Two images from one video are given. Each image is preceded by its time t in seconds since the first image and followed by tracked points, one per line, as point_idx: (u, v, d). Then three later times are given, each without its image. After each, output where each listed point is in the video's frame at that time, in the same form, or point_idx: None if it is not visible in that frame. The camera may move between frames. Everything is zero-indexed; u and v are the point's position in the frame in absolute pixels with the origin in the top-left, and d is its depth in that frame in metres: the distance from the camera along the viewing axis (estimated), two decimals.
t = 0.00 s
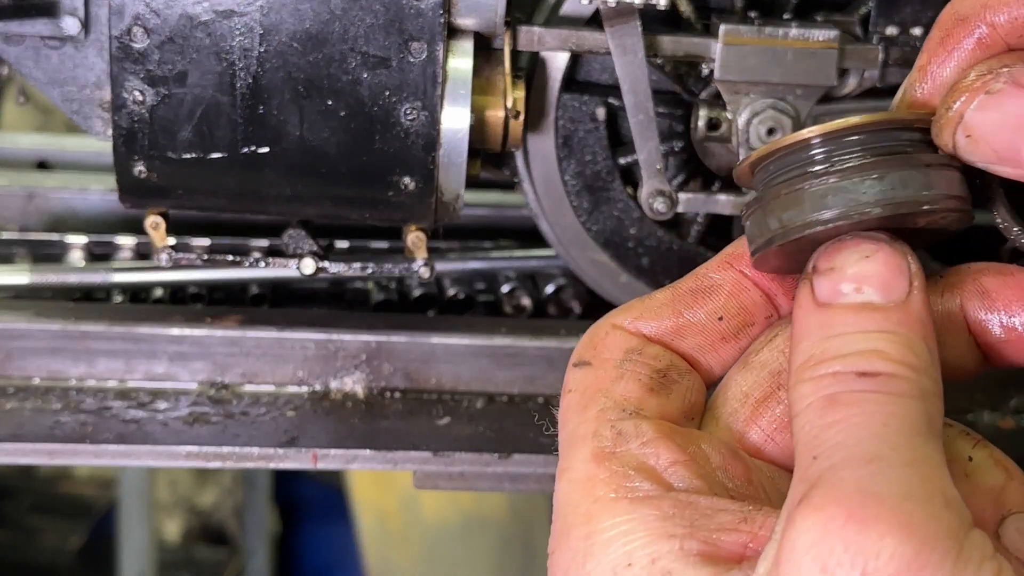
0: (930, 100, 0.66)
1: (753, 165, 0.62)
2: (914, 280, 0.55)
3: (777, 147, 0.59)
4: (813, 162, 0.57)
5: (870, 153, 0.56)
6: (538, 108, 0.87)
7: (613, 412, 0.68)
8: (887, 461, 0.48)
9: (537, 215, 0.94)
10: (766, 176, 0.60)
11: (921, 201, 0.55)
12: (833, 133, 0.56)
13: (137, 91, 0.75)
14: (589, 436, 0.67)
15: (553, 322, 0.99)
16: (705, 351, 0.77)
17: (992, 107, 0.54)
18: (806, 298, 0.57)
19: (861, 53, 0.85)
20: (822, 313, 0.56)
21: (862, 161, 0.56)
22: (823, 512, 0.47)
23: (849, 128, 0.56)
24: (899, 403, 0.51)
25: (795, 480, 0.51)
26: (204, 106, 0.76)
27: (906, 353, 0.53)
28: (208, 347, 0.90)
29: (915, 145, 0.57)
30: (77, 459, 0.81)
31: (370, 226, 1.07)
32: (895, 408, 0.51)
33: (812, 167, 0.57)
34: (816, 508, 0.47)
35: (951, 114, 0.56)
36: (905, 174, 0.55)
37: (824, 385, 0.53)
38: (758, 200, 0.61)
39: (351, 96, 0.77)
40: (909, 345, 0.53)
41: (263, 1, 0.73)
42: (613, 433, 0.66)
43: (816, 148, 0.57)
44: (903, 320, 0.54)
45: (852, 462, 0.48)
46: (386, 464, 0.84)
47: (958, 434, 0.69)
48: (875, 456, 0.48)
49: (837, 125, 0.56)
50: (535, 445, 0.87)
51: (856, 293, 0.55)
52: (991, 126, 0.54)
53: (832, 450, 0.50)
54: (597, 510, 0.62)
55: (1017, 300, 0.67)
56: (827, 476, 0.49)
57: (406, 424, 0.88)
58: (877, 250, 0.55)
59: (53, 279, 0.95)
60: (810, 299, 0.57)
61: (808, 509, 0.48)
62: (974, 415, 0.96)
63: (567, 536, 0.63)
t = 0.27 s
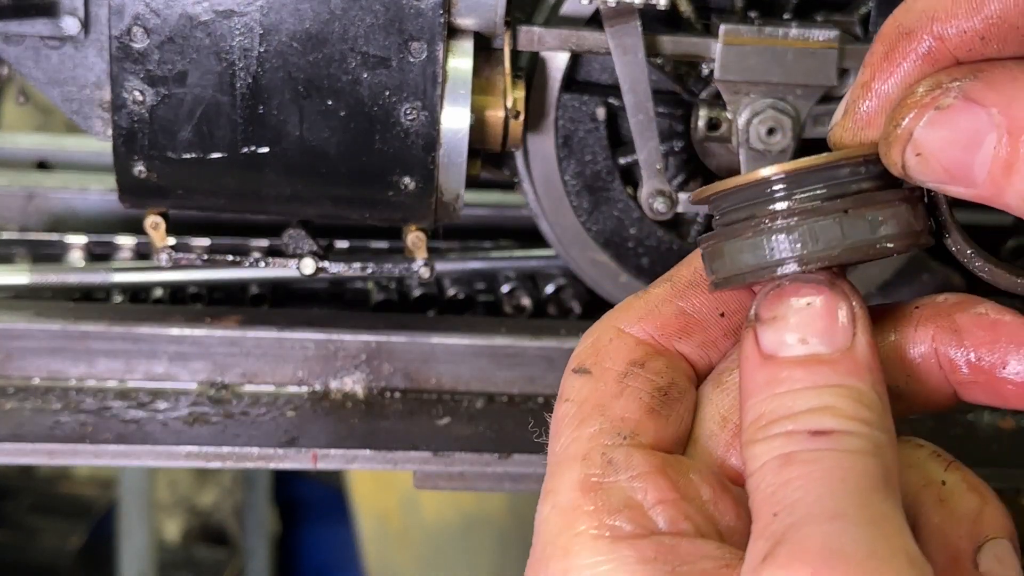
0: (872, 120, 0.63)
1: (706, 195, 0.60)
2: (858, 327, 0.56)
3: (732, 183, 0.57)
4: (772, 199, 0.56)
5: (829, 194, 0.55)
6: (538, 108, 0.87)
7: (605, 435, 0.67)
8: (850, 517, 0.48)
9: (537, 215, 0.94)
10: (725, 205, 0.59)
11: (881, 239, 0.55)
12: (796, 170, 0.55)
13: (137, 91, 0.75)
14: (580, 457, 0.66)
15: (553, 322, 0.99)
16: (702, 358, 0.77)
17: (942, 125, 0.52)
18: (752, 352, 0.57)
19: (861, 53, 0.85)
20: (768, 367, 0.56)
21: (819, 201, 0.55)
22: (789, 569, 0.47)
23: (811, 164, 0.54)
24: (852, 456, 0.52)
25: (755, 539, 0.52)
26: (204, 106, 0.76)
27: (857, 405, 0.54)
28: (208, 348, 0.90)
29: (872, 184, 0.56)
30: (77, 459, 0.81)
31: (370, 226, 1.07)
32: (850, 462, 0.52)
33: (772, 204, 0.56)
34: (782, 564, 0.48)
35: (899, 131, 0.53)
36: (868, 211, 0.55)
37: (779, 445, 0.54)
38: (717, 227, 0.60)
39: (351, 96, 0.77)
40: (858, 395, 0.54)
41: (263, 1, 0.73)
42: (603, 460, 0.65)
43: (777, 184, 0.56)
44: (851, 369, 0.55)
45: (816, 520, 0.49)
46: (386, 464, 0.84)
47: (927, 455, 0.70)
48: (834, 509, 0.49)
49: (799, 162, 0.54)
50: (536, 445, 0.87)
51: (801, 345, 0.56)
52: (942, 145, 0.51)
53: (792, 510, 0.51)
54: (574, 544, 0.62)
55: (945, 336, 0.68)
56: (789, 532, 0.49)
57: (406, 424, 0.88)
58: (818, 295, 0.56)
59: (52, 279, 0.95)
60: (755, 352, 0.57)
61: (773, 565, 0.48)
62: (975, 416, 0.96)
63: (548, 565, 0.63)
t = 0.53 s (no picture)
0: (856, 138, 0.55)
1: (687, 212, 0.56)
2: (832, 353, 0.56)
3: (717, 210, 0.53)
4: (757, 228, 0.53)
5: (815, 225, 0.53)
6: (537, 108, 0.87)
7: (592, 468, 0.67)
8: (811, 563, 0.50)
9: (537, 215, 0.94)
10: (705, 224, 0.56)
11: (863, 274, 0.53)
12: (784, 201, 0.52)
13: (137, 91, 0.75)
14: (563, 488, 0.66)
15: (553, 322, 0.99)
16: (698, 353, 0.73)
17: (931, 142, 0.48)
18: (729, 375, 0.58)
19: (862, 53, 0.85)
20: (743, 394, 0.56)
21: (805, 234, 0.52)
22: None
23: (799, 196, 0.52)
24: (822, 492, 0.52)
25: None
26: (204, 106, 0.76)
27: (830, 436, 0.54)
28: (208, 348, 0.90)
29: (856, 214, 0.53)
30: (76, 459, 0.80)
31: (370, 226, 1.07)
32: (820, 498, 0.52)
33: (753, 233, 0.53)
34: None
35: (887, 146, 0.50)
36: (853, 244, 0.52)
37: (749, 478, 0.54)
38: (697, 245, 0.58)
39: (351, 96, 0.77)
40: (832, 425, 0.54)
41: (262, 1, 0.73)
42: (587, 496, 0.65)
43: (761, 214, 0.53)
44: (826, 398, 0.55)
45: (778, 565, 0.50)
46: (386, 464, 0.83)
47: (904, 469, 0.71)
48: (801, 553, 0.50)
49: (788, 195, 0.51)
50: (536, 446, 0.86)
51: (775, 372, 0.56)
52: (932, 162, 0.48)
53: (757, 551, 0.51)
54: None
55: (906, 352, 0.67)
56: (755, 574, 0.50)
57: (406, 424, 0.88)
58: (794, 322, 0.56)
59: (51, 279, 0.95)
60: (731, 377, 0.57)
61: None
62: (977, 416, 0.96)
63: None
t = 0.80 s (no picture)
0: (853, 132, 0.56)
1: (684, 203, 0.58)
2: (825, 344, 0.57)
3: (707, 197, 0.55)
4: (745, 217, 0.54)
5: (806, 214, 0.53)
6: (537, 108, 0.87)
7: (590, 450, 0.66)
8: (813, 552, 0.50)
9: (537, 215, 0.93)
10: (698, 216, 0.57)
11: (849, 262, 0.53)
12: (771, 189, 0.53)
13: (136, 91, 0.75)
14: (565, 472, 0.66)
15: (553, 322, 0.99)
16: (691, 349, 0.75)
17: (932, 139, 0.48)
18: (724, 370, 0.59)
19: (863, 52, 0.84)
20: (740, 389, 0.58)
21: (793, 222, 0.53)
22: None
23: (787, 183, 0.52)
24: (822, 479, 0.53)
25: (723, 566, 0.53)
26: (204, 106, 0.76)
27: (826, 425, 0.55)
28: (208, 348, 0.90)
29: (848, 202, 0.53)
30: (76, 459, 0.80)
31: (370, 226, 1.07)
32: (820, 485, 0.53)
33: (742, 222, 0.54)
34: None
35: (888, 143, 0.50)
36: (844, 233, 0.53)
37: (747, 468, 0.55)
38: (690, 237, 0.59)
39: (351, 96, 0.77)
40: (827, 414, 0.55)
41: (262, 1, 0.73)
42: (588, 475, 0.65)
43: (750, 202, 0.54)
44: (820, 388, 0.56)
45: (779, 554, 0.50)
46: (386, 464, 0.83)
47: (935, 479, 0.71)
48: (801, 542, 0.50)
49: (774, 182, 0.52)
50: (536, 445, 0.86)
51: (770, 364, 0.57)
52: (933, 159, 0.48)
53: (758, 540, 0.52)
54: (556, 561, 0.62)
55: (904, 371, 0.65)
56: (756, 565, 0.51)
57: (406, 424, 0.88)
58: (785, 314, 0.58)
59: (51, 279, 0.95)
60: (727, 372, 0.59)
61: None
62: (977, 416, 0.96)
63: None
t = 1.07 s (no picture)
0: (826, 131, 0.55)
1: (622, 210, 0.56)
2: (775, 349, 0.55)
3: (651, 203, 0.53)
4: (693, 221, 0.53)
5: (752, 214, 0.52)
6: (538, 107, 0.86)
7: (531, 458, 0.65)
8: (762, 557, 0.49)
9: (537, 215, 0.93)
10: (642, 221, 0.56)
11: (803, 262, 0.53)
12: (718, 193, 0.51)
13: (136, 91, 0.75)
14: (502, 480, 0.64)
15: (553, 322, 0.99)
16: (624, 363, 0.75)
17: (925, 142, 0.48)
18: (669, 375, 0.57)
19: (863, 51, 0.84)
20: (686, 393, 0.56)
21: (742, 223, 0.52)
22: None
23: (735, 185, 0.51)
24: (769, 487, 0.52)
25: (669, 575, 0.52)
26: (203, 106, 0.76)
27: (774, 431, 0.54)
28: (208, 348, 0.90)
29: (794, 204, 0.53)
30: (76, 460, 0.80)
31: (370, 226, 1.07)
32: (768, 494, 0.52)
33: (689, 225, 0.53)
34: None
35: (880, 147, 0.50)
36: (793, 233, 0.52)
37: (693, 475, 0.54)
38: (637, 243, 0.57)
39: (351, 96, 0.77)
40: (775, 420, 0.54)
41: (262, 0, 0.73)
42: (528, 483, 0.64)
43: (695, 205, 0.52)
44: (768, 393, 0.55)
45: (727, 561, 0.49)
46: (386, 464, 0.83)
47: (886, 502, 0.71)
48: (751, 548, 0.49)
49: (721, 185, 0.51)
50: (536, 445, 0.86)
51: (718, 369, 0.56)
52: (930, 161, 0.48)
53: (705, 548, 0.51)
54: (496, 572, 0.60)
55: (850, 386, 0.66)
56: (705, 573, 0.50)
57: (406, 424, 0.88)
58: (734, 319, 0.56)
59: (50, 278, 0.95)
60: (673, 376, 0.57)
61: None
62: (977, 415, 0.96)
63: None
